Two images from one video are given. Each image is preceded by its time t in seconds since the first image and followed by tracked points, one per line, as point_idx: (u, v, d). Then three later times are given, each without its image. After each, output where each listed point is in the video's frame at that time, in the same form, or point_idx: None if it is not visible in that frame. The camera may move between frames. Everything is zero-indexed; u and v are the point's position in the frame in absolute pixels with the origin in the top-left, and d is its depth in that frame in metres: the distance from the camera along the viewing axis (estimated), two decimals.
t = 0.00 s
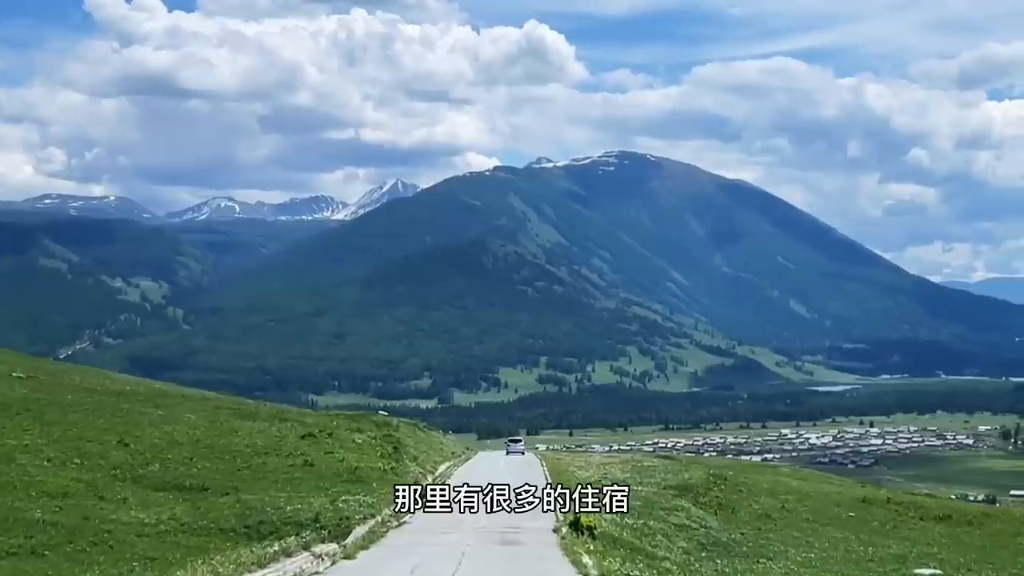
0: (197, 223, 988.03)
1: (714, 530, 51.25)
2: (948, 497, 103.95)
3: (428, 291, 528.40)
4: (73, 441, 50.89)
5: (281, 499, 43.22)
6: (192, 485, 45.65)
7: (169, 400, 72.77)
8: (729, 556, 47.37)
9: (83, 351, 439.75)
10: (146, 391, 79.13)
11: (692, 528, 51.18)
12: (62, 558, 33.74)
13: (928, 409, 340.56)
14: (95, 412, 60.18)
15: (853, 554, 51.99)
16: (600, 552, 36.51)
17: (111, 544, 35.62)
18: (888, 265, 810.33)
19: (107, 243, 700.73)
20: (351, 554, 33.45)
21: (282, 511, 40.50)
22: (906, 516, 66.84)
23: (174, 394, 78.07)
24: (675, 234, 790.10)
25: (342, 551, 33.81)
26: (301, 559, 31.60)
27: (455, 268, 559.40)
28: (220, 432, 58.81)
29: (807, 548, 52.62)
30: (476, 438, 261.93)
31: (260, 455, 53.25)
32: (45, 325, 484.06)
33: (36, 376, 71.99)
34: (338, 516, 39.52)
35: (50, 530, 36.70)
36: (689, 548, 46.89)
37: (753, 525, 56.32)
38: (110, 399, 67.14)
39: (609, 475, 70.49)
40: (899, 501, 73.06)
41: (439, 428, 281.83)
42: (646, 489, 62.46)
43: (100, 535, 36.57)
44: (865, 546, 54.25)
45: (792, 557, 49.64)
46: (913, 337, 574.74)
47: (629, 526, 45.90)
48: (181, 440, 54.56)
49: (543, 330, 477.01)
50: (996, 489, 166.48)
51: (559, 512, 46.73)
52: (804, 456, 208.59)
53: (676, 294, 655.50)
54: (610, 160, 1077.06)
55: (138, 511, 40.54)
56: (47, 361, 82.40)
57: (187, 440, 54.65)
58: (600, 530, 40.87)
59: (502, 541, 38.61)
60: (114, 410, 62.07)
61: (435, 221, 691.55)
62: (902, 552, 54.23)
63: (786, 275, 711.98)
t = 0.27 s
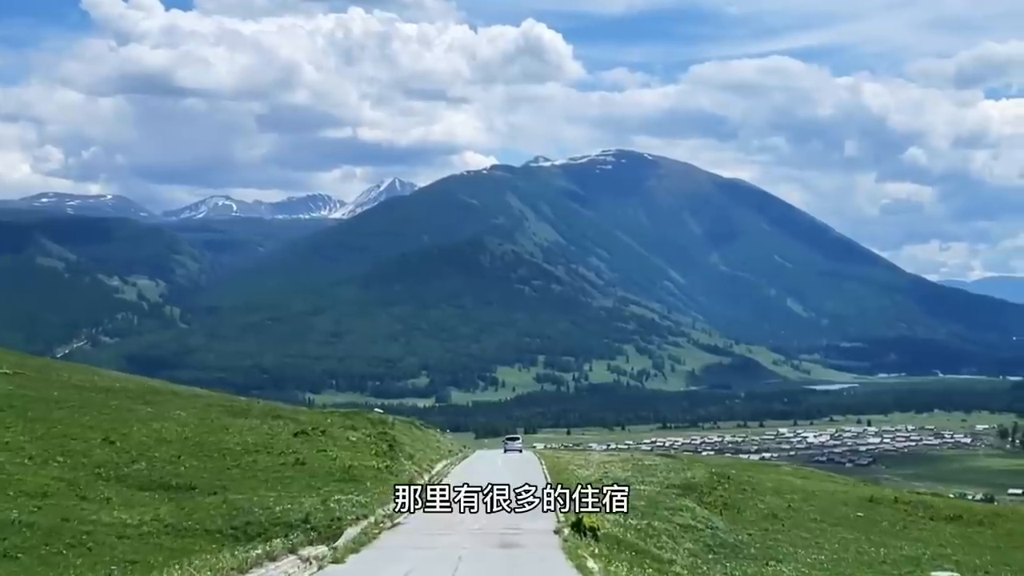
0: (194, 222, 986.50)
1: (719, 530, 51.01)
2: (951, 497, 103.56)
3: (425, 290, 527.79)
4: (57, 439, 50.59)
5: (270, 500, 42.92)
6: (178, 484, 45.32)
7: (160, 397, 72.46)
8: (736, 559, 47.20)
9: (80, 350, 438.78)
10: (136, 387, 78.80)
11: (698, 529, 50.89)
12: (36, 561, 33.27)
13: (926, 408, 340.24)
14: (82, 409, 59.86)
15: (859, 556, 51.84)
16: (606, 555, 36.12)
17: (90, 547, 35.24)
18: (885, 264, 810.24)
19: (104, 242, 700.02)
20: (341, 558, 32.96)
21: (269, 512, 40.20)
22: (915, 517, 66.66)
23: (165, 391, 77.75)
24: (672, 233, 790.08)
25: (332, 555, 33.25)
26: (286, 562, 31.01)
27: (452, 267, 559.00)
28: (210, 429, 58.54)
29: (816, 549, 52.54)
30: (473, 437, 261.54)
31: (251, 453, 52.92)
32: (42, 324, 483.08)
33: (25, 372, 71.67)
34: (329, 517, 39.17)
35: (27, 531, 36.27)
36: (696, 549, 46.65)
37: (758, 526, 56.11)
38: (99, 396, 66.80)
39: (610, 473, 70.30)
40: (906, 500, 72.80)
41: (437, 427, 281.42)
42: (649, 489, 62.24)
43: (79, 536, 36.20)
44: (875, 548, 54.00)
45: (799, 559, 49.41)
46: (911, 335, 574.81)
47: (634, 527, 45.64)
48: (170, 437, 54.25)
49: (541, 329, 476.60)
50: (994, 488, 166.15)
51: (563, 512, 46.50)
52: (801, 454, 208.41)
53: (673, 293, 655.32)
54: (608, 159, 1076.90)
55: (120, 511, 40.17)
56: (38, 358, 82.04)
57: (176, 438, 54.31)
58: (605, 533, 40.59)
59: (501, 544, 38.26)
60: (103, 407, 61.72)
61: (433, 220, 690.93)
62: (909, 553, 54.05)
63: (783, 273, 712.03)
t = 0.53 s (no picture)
0: (192, 221, 986.14)
1: (723, 532, 50.80)
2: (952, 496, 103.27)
3: (423, 289, 528.12)
4: (42, 435, 50.28)
5: (257, 498, 42.68)
6: (163, 482, 44.98)
7: (151, 394, 72.16)
8: (743, 561, 47.07)
9: (78, 349, 438.80)
10: (127, 383, 78.57)
11: (703, 529, 50.57)
12: (9, 563, 32.89)
13: (923, 407, 340.45)
14: (67, 406, 59.51)
15: (868, 557, 51.63)
16: (610, 558, 35.75)
17: (68, 549, 34.83)
18: (882, 263, 810.35)
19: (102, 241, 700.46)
20: (328, 560, 32.47)
21: (256, 511, 39.91)
22: (924, 515, 66.53)
23: (155, 388, 77.43)
24: (670, 232, 790.58)
25: (318, 558, 32.69)
26: (268, 567, 30.35)
27: (450, 266, 558.92)
28: (199, 427, 58.19)
29: (826, 551, 52.41)
30: (470, 436, 261.97)
31: (239, 451, 52.56)
32: (39, 323, 483.26)
33: (14, 370, 71.32)
34: (318, 517, 38.85)
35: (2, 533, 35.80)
36: (702, 551, 46.45)
37: (762, 526, 55.93)
38: (87, 394, 66.47)
39: (610, 472, 70.16)
40: (913, 500, 72.46)
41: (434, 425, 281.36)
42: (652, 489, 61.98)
43: (54, 538, 35.75)
44: (884, 550, 53.68)
45: (806, 561, 49.25)
46: (908, 334, 574.44)
47: (637, 528, 45.56)
48: (157, 435, 53.93)
49: (538, 328, 476.87)
50: (992, 487, 165.97)
51: (566, 510, 46.33)
52: (799, 453, 208.63)
53: (671, 292, 655.73)
54: (606, 158, 1077.34)
55: (100, 511, 39.87)
56: (27, 354, 81.63)
57: (163, 436, 54.04)
58: (607, 533, 40.51)
59: (498, 545, 37.98)
60: (89, 405, 61.35)
61: (431, 219, 691.28)
62: (919, 555, 53.83)
63: (781, 272, 711.82)
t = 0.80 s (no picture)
0: (189, 219, 984.92)
1: (731, 536, 50.57)
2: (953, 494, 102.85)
3: (419, 287, 527.74)
4: (25, 435, 50.03)
5: (243, 498, 42.30)
6: (144, 482, 44.71)
7: (141, 392, 71.64)
8: (753, 566, 46.86)
9: (74, 347, 438.40)
10: (117, 382, 78.19)
11: (709, 532, 50.36)
12: None
13: (920, 406, 340.12)
14: (54, 403, 59.17)
15: (877, 561, 51.41)
16: (616, 565, 35.39)
17: (39, 554, 34.44)
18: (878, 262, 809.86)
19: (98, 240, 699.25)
20: (312, 566, 31.89)
21: (238, 513, 39.52)
22: (933, 517, 66.25)
23: (145, 386, 76.96)
24: (667, 231, 790.10)
25: (304, 564, 32.06)
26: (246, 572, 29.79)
27: (446, 265, 558.07)
28: (187, 425, 57.89)
29: (836, 554, 52.26)
30: (467, 435, 262.20)
31: (228, 450, 52.27)
32: (35, 322, 482.64)
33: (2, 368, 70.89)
34: (306, 519, 38.43)
35: None
36: (712, 556, 46.20)
37: (770, 528, 55.66)
38: (76, 391, 66.13)
39: (611, 472, 69.83)
40: (919, 499, 72.23)
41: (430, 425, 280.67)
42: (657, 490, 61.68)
43: (27, 543, 35.39)
44: (894, 553, 53.54)
45: (816, 566, 48.99)
46: (904, 333, 573.72)
47: (645, 533, 45.34)
48: (144, 433, 53.65)
49: (535, 326, 476.64)
50: (990, 486, 165.60)
51: (570, 512, 46.09)
52: (796, 451, 208.51)
53: (668, 291, 655.61)
54: (603, 156, 1076.84)
55: (77, 513, 39.50)
56: (17, 353, 81.35)
57: (150, 434, 53.80)
58: (615, 539, 40.19)
59: (496, 550, 37.59)
60: (76, 402, 61.08)
61: (427, 218, 690.88)
62: (929, 558, 53.63)
63: (777, 271, 711.08)
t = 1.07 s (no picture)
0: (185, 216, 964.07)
1: None
2: None
3: (418, 284, 507.08)
4: None
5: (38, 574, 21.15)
6: None
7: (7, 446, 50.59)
8: None
9: (55, 343, 417.62)
10: None
11: None
12: None
13: (950, 409, 319.18)
14: None
15: None
16: None
17: None
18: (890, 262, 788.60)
19: (89, 235, 678.27)
20: None
21: None
22: None
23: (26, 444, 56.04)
24: (673, 229, 769.26)
25: None
26: None
27: (446, 262, 537.35)
28: (36, 463, 36.88)
29: None
30: (467, 439, 241.83)
31: (79, 498, 31.20)
32: (17, 317, 461.97)
33: None
34: None
35: None
36: None
37: None
38: None
39: (690, 521, 48.56)
40: None
41: (429, 427, 260.12)
42: (745, 543, 41.32)
43: None
44: None
45: None
46: (920, 334, 552.92)
47: None
48: None
49: (539, 325, 455.87)
50: None
51: None
52: (833, 459, 187.84)
53: (675, 290, 634.67)
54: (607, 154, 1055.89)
55: None
56: None
57: None
58: None
59: None
60: None
61: (427, 214, 670.21)
62: None
63: (787, 270, 690.55)
